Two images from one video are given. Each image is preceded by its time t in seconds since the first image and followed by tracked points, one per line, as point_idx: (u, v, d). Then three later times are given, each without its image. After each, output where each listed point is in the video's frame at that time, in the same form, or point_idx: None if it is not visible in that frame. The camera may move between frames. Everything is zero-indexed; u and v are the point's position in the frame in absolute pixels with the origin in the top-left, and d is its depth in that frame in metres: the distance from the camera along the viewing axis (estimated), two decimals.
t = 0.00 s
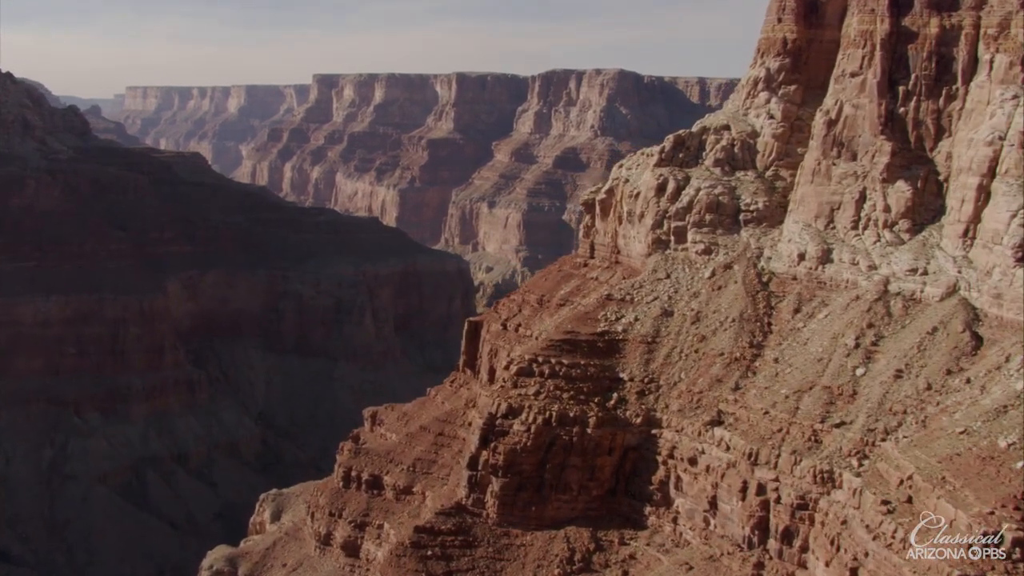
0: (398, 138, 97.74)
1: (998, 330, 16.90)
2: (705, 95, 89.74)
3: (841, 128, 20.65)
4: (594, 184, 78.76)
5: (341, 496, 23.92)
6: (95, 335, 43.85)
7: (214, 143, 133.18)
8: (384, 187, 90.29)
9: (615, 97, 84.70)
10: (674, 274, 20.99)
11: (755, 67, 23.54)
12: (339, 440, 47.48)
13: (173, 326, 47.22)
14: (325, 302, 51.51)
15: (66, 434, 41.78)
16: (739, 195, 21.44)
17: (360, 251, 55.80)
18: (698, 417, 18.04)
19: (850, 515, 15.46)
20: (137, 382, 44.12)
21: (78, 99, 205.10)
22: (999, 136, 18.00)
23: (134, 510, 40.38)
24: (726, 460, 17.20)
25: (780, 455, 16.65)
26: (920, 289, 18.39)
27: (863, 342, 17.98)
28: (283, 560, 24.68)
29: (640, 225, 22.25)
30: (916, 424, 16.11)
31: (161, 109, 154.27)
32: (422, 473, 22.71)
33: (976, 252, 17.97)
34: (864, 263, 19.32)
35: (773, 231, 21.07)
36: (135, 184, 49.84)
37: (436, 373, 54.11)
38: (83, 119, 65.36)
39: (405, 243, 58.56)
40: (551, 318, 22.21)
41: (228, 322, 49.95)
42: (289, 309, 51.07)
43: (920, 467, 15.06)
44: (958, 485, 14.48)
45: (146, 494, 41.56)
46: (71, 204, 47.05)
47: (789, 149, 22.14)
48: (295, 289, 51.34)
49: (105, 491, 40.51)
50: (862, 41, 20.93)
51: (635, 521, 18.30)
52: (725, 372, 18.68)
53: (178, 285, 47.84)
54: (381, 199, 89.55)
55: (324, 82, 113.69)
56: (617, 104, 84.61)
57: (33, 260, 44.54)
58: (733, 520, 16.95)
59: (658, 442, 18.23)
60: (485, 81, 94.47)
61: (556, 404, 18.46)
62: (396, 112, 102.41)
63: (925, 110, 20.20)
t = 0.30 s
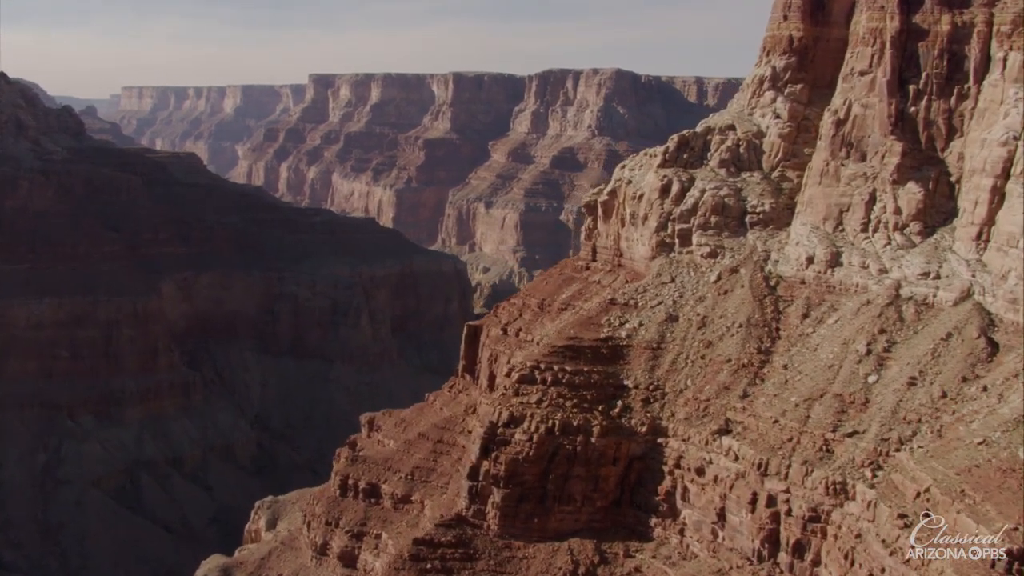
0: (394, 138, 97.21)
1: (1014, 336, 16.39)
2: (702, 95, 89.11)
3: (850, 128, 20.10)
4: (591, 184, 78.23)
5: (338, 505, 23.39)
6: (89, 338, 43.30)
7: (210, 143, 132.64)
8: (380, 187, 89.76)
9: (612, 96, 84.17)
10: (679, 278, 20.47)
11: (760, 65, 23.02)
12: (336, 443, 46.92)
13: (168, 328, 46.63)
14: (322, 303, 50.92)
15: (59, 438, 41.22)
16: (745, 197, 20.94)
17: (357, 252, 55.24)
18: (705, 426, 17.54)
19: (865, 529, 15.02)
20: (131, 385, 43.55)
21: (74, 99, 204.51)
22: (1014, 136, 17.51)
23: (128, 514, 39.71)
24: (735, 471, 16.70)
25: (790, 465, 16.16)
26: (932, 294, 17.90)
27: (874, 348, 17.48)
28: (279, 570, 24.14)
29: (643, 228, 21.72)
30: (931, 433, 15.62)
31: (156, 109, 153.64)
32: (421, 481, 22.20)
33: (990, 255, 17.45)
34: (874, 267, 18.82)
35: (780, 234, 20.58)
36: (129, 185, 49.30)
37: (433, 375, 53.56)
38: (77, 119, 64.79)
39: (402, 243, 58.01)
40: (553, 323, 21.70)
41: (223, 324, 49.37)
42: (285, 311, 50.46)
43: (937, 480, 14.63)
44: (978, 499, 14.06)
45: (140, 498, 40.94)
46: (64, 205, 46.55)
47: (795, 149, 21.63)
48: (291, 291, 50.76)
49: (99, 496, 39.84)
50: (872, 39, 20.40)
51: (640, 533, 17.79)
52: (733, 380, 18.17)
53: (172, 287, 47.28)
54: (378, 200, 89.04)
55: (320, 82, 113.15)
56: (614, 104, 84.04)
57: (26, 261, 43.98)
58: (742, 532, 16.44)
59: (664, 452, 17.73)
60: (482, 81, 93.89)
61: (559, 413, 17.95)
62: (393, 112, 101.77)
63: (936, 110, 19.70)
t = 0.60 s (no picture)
0: (390, 138, 96.48)
1: None
2: (700, 94, 88.43)
3: (862, 128, 19.47)
4: (589, 184, 77.64)
5: (334, 516, 22.73)
6: (82, 340, 42.58)
7: (205, 143, 131.95)
8: (376, 187, 89.14)
9: (609, 96, 83.57)
10: (686, 282, 19.82)
11: (767, 63, 22.39)
12: (333, 446, 46.28)
13: (163, 329, 45.94)
14: (318, 305, 50.24)
15: (52, 442, 40.53)
16: (753, 199, 20.33)
17: (353, 253, 54.55)
18: (715, 437, 16.91)
19: (885, 547, 14.45)
20: (125, 387, 42.85)
21: (68, 99, 203.27)
22: None
23: (122, 519, 39.07)
24: (747, 484, 16.09)
25: (804, 479, 15.56)
26: (949, 299, 17.28)
27: (890, 356, 16.85)
28: None
29: (649, 231, 21.09)
30: (951, 446, 15.02)
31: (151, 109, 152.82)
32: (420, 491, 21.56)
33: (1009, 259, 16.88)
34: (888, 271, 18.19)
35: (789, 237, 19.96)
36: (123, 186, 48.84)
37: (430, 377, 52.93)
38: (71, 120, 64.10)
39: (398, 244, 57.36)
40: (556, 329, 21.09)
41: (218, 325, 48.67)
42: (280, 312, 49.73)
43: (961, 496, 14.08)
44: (1007, 517, 13.50)
45: (134, 503, 40.25)
46: (57, 204, 46.04)
47: (805, 150, 21.00)
48: (287, 292, 50.02)
49: (93, 501, 39.14)
50: (884, 36, 19.78)
51: (648, 548, 17.16)
52: (743, 389, 17.54)
53: (167, 288, 46.59)
54: (374, 200, 88.46)
55: (316, 82, 112.48)
56: (611, 103, 83.47)
57: (19, 262, 43.33)
58: (755, 549, 15.83)
59: (673, 463, 17.11)
60: (478, 80, 93.16)
61: (563, 423, 17.31)
62: (389, 112, 101.13)
63: (951, 109, 19.08)
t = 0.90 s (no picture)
0: (385, 138, 95.88)
1: None
2: (696, 93, 87.98)
3: (870, 127, 18.98)
4: (584, 184, 77.15)
5: (330, 525, 22.25)
6: (74, 342, 41.83)
7: (199, 143, 131.33)
8: (371, 187, 88.61)
9: (605, 95, 83.00)
10: (690, 286, 19.33)
11: (772, 61, 21.87)
12: (328, 448, 45.75)
13: (155, 331, 45.33)
14: (312, 306, 49.63)
15: (44, 445, 39.94)
16: (759, 200, 19.83)
17: (347, 253, 53.90)
18: (722, 446, 16.40)
19: (900, 561, 14.00)
20: (117, 391, 42.22)
21: (63, 100, 202.63)
22: None
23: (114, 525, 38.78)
24: (755, 495, 15.60)
25: (815, 490, 15.07)
26: (962, 304, 16.79)
27: (902, 362, 16.36)
28: None
29: (651, 233, 20.58)
30: (967, 456, 14.55)
31: (145, 109, 152.04)
32: (416, 500, 21.03)
33: None
34: (898, 274, 17.69)
35: (795, 239, 19.47)
36: (116, 186, 47.72)
37: (426, 378, 52.39)
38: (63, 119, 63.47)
39: (393, 244, 56.81)
40: (556, 334, 20.58)
41: (212, 327, 48.09)
42: (274, 314, 49.14)
43: (980, 510, 13.67)
44: None
45: (127, 508, 39.72)
46: (49, 207, 45.13)
47: (811, 150, 20.51)
48: (281, 293, 49.38)
49: (85, 505, 38.80)
50: (893, 32, 19.20)
51: (653, 560, 16.60)
52: (751, 396, 17.04)
53: (160, 290, 45.99)
54: (368, 200, 87.94)
55: (310, 81, 111.84)
56: (607, 102, 82.85)
57: (9, 263, 42.71)
58: (764, 562, 15.31)
59: (678, 473, 16.60)
60: (473, 80, 92.52)
61: (565, 432, 16.78)
62: (383, 112, 100.52)
63: (962, 108, 18.58)
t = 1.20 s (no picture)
0: (379, 138, 95.33)
1: None
2: (691, 92, 87.38)
3: (878, 127, 18.49)
4: (580, 184, 76.64)
5: (324, 535, 21.73)
6: (65, 344, 41.13)
7: (192, 143, 130.69)
8: (365, 187, 88.07)
9: (600, 95, 82.56)
10: (694, 290, 18.82)
11: (775, 59, 21.38)
12: (323, 450, 45.14)
13: (147, 333, 44.72)
14: (306, 307, 49.04)
15: (35, 449, 39.40)
16: (763, 202, 19.34)
17: (341, 254, 53.30)
18: (729, 456, 15.90)
19: None
20: (109, 394, 41.58)
21: (56, 100, 201.89)
22: None
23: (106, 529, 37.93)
24: (764, 507, 15.10)
25: (826, 502, 14.58)
26: (975, 308, 16.27)
27: (914, 369, 15.87)
28: None
29: (653, 235, 20.05)
30: (984, 467, 14.07)
31: (138, 109, 151.28)
32: (413, 509, 20.51)
33: None
34: (908, 278, 17.19)
35: (802, 241, 18.95)
36: (107, 187, 47.37)
37: (421, 380, 51.79)
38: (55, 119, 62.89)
39: (387, 245, 56.23)
40: (556, 340, 20.07)
41: (205, 329, 47.45)
42: (267, 315, 48.56)
43: (1001, 525, 13.27)
44: None
45: (119, 512, 39.14)
46: (41, 207, 45.01)
47: (816, 150, 20.02)
48: (274, 294, 48.80)
49: (76, 510, 38.06)
50: (902, 30, 18.76)
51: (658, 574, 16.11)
52: (758, 404, 16.54)
53: (152, 291, 45.37)
54: (363, 200, 87.40)
55: (304, 81, 111.25)
56: (602, 102, 82.46)
57: None
58: None
59: (683, 484, 16.09)
60: (467, 79, 91.84)
61: (567, 442, 16.25)
62: (377, 111, 99.92)
63: (973, 107, 18.10)
